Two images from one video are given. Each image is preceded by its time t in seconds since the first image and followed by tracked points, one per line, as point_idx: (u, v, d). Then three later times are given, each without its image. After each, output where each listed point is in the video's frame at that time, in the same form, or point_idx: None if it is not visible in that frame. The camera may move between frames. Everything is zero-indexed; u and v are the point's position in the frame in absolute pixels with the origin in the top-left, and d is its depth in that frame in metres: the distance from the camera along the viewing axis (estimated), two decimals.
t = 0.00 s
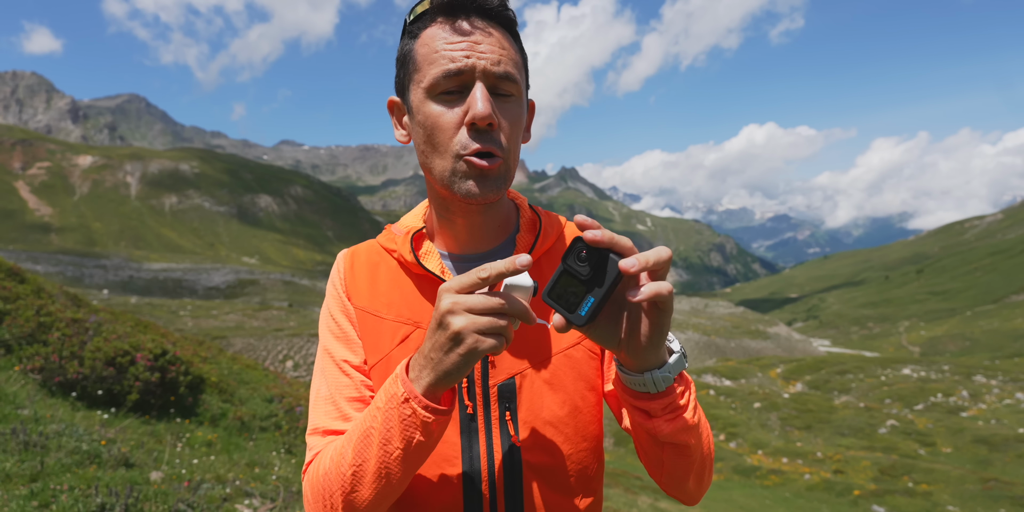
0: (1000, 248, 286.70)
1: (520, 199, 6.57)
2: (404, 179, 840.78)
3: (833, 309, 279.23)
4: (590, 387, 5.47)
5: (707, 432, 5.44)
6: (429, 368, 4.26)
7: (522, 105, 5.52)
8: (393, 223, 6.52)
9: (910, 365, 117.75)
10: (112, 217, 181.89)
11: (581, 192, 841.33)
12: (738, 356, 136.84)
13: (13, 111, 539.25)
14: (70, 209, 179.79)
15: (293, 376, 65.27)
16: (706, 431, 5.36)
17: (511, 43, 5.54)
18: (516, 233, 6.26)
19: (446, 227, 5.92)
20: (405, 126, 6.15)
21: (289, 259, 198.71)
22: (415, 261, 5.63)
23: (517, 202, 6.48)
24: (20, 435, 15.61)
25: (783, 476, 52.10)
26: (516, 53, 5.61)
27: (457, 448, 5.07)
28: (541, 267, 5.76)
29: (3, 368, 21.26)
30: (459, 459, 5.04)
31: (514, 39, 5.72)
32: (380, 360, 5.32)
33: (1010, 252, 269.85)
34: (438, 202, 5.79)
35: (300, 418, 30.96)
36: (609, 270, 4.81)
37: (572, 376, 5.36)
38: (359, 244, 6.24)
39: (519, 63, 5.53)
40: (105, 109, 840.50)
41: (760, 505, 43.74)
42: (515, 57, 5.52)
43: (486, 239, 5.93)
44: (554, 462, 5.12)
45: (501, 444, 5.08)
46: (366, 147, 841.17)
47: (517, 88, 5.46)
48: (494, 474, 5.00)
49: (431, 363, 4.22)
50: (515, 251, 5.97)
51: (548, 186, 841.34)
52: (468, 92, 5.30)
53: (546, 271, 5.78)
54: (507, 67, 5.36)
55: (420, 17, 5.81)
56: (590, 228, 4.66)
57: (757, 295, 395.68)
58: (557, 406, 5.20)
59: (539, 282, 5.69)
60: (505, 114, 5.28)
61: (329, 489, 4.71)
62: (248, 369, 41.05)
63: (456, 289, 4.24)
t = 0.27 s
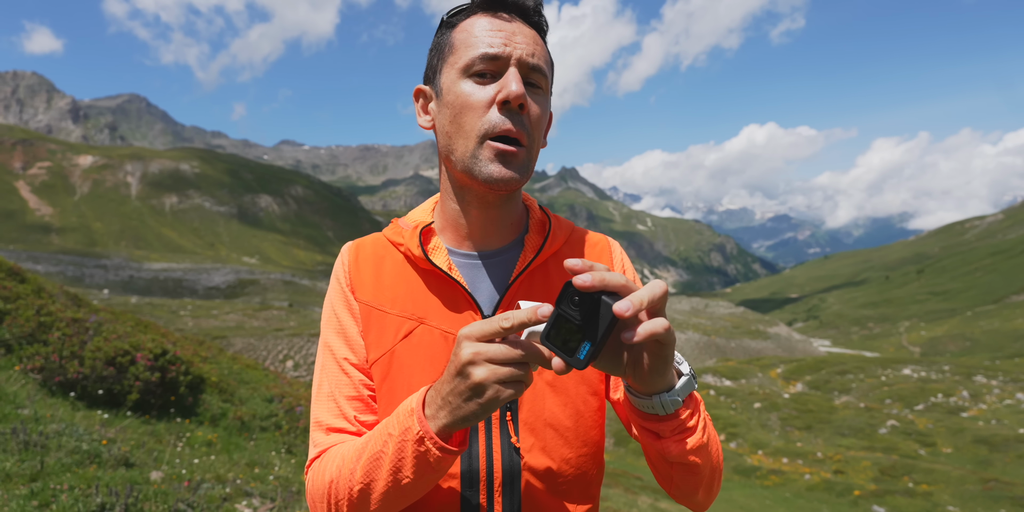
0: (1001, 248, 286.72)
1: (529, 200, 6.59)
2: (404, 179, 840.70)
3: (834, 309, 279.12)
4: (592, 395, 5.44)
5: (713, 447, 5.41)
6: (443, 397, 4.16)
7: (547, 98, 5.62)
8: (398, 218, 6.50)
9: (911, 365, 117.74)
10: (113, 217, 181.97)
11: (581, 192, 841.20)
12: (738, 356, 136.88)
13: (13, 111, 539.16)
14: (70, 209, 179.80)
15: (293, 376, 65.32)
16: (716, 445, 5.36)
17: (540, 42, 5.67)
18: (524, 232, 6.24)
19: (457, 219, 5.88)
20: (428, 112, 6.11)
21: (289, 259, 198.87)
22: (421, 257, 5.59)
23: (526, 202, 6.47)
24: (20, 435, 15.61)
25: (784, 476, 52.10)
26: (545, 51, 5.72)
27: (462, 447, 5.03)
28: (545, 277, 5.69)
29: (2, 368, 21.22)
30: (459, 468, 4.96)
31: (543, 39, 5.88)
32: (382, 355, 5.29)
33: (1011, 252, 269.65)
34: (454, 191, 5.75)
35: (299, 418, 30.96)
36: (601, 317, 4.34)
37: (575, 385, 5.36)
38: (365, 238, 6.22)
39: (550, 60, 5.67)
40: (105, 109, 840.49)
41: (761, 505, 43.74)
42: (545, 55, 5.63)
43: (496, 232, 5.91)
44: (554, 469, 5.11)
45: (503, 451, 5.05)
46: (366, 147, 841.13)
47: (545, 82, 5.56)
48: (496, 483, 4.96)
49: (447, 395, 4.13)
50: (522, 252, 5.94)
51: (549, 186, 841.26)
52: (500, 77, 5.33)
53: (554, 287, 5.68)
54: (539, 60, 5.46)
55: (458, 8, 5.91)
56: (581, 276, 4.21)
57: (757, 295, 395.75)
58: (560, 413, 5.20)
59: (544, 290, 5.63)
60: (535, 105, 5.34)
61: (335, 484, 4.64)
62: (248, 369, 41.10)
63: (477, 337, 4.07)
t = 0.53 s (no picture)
0: (1001, 248, 286.94)
1: (531, 201, 6.59)
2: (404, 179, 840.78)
3: (834, 309, 279.03)
4: (589, 398, 5.43)
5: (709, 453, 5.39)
6: (442, 402, 4.17)
7: (557, 109, 5.60)
8: (400, 215, 6.49)
9: (911, 365, 117.71)
10: (113, 217, 181.93)
11: (581, 192, 841.25)
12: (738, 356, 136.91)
13: (13, 112, 539.01)
14: (70, 209, 179.77)
15: (293, 376, 65.32)
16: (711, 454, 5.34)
17: (557, 53, 5.62)
18: (525, 232, 6.25)
19: (459, 220, 5.89)
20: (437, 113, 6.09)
21: (290, 259, 198.80)
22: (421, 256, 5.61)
23: (528, 205, 6.48)
24: (20, 435, 15.61)
25: (784, 476, 52.08)
26: (562, 61, 5.66)
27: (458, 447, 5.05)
28: (543, 280, 5.68)
29: (2, 368, 21.24)
30: (456, 466, 4.98)
31: (558, 47, 5.82)
32: (380, 353, 5.29)
33: (1011, 252, 269.64)
34: (457, 194, 5.77)
35: (299, 418, 30.96)
36: (603, 327, 4.34)
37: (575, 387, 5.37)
38: (366, 234, 6.20)
39: (562, 69, 5.63)
40: (105, 110, 840.85)
41: (761, 504, 43.76)
42: (559, 66, 5.58)
43: (499, 235, 5.91)
44: (551, 468, 5.11)
45: (501, 449, 5.06)
46: (366, 147, 841.17)
47: (555, 95, 5.55)
48: (494, 483, 4.94)
49: (447, 400, 4.15)
50: (523, 251, 5.93)
51: (549, 186, 841.28)
52: (513, 88, 5.29)
53: (555, 291, 5.67)
54: (553, 71, 5.43)
55: (476, 9, 5.80)
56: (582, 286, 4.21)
57: (757, 295, 395.82)
58: (558, 411, 5.20)
59: (544, 294, 5.61)
60: (544, 114, 5.33)
61: (334, 482, 4.62)
62: (249, 369, 41.17)
63: (478, 346, 4.07)
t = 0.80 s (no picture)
0: (1001, 248, 286.85)
1: (532, 201, 6.59)
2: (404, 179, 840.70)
3: (834, 309, 278.98)
4: (586, 400, 5.40)
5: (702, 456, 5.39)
6: (411, 401, 4.17)
7: (543, 98, 5.56)
8: (403, 215, 6.47)
9: (911, 365, 117.70)
10: (113, 217, 181.85)
11: (581, 192, 841.19)
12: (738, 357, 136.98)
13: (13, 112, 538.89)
14: (71, 209, 179.70)
15: (293, 376, 65.32)
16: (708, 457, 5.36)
17: (536, 42, 5.65)
18: (526, 231, 6.24)
19: (457, 217, 5.93)
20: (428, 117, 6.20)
21: (290, 259, 198.92)
22: (423, 252, 5.61)
23: (529, 204, 6.48)
24: (20, 435, 15.59)
25: (784, 476, 52.03)
26: (542, 51, 5.68)
27: (456, 443, 5.04)
28: (544, 279, 5.66)
29: (2, 367, 21.23)
30: (457, 459, 5.01)
31: (537, 36, 5.81)
32: (382, 352, 5.28)
33: (1011, 253, 269.88)
34: (453, 190, 5.81)
35: (300, 418, 30.95)
36: (600, 332, 4.36)
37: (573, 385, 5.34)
38: (368, 235, 6.18)
39: (543, 59, 5.62)
40: (105, 109, 840.87)
41: (761, 504, 43.77)
42: (540, 55, 5.61)
43: (497, 232, 5.90)
44: (550, 467, 5.10)
45: (502, 446, 5.06)
46: (366, 147, 841.16)
47: (538, 82, 5.51)
48: (491, 481, 4.97)
49: (417, 397, 4.10)
50: (524, 250, 5.92)
51: (549, 186, 841.28)
52: (491, 80, 5.34)
53: (555, 289, 5.64)
54: (532, 61, 5.46)
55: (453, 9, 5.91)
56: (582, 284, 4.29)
57: (758, 295, 395.90)
58: (560, 411, 5.20)
59: (543, 292, 5.60)
60: (527, 104, 5.32)
61: (323, 479, 4.64)
62: (249, 369, 41.16)
63: (431, 340, 4.10)
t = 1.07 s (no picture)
0: (1001, 248, 286.87)
1: (529, 199, 6.53)
2: (404, 179, 840.71)
3: (834, 309, 278.93)
4: (585, 399, 5.35)
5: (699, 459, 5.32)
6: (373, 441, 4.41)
7: (518, 96, 5.44)
8: (402, 220, 6.44)
9: (911, 365, 117.71)
10: (113, 217, 181.81)
11: (581, 192, 841.12)
12: (738, 357, 136.89)
13: (12, 111, 537.69)
14: (71, 210, 179.63)
15: (294, 376, 65.38)
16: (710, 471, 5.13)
17: (504, 41, 5.55)
18: (524, 230, 6.19)
19: (451, 224, 5.92)
20: (411, 130, 6.20)
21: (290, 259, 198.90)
22: (420, 259, 5.60)
23: (526, 202, 6.42)
24: (20, 435, 15.60)
25: (784, 476, 52.00)
26: (511, 48, 5.58)
27: (457, 442, 5.09)
28: (541, 280, 5.62)
29: (2, 368, 21.26)
30: (457, 457, 5.05)
31: (503, 32, 5.69)
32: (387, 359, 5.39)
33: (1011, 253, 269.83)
34: (442, 200, 5.80)
35: (299, 418, 30.98)
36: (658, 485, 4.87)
37: (570, 384, 5.25)
38: (367, 246, 6.21)
39: (511, 55, 5.48)
40: (105, 110, 841.03)
41: (761, 504, 43.77)
42: (509, 53, 5.50)
43: (491, 235, 5.88)
44: (551, 465, 5.06)
45: (502, 447, 5.06)
46: (366, 147, 841.16)
47: (511, 80, 5.38)
48: (496, 484, 4.98)
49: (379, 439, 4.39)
50: (523, 249, 5.88)
51: (549, 186, 841.18)
52: (461, 89, 5.29)
53: (553, 289, 5.59)
54: (501, 61, 5.34)
55: (414, 22, 5.91)
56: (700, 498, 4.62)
57: (758, 295, 395.83)
58: (561, 413, 5.14)
59: (540, 296, 5.54)
60: (501, 109, 5.23)
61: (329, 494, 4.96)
62: (249, 369, 41.19)
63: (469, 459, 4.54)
